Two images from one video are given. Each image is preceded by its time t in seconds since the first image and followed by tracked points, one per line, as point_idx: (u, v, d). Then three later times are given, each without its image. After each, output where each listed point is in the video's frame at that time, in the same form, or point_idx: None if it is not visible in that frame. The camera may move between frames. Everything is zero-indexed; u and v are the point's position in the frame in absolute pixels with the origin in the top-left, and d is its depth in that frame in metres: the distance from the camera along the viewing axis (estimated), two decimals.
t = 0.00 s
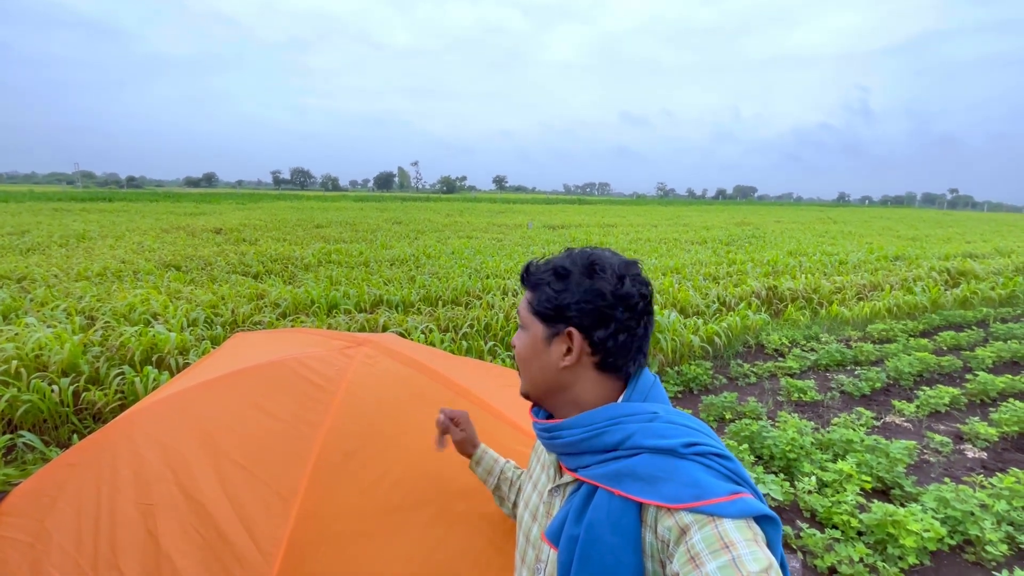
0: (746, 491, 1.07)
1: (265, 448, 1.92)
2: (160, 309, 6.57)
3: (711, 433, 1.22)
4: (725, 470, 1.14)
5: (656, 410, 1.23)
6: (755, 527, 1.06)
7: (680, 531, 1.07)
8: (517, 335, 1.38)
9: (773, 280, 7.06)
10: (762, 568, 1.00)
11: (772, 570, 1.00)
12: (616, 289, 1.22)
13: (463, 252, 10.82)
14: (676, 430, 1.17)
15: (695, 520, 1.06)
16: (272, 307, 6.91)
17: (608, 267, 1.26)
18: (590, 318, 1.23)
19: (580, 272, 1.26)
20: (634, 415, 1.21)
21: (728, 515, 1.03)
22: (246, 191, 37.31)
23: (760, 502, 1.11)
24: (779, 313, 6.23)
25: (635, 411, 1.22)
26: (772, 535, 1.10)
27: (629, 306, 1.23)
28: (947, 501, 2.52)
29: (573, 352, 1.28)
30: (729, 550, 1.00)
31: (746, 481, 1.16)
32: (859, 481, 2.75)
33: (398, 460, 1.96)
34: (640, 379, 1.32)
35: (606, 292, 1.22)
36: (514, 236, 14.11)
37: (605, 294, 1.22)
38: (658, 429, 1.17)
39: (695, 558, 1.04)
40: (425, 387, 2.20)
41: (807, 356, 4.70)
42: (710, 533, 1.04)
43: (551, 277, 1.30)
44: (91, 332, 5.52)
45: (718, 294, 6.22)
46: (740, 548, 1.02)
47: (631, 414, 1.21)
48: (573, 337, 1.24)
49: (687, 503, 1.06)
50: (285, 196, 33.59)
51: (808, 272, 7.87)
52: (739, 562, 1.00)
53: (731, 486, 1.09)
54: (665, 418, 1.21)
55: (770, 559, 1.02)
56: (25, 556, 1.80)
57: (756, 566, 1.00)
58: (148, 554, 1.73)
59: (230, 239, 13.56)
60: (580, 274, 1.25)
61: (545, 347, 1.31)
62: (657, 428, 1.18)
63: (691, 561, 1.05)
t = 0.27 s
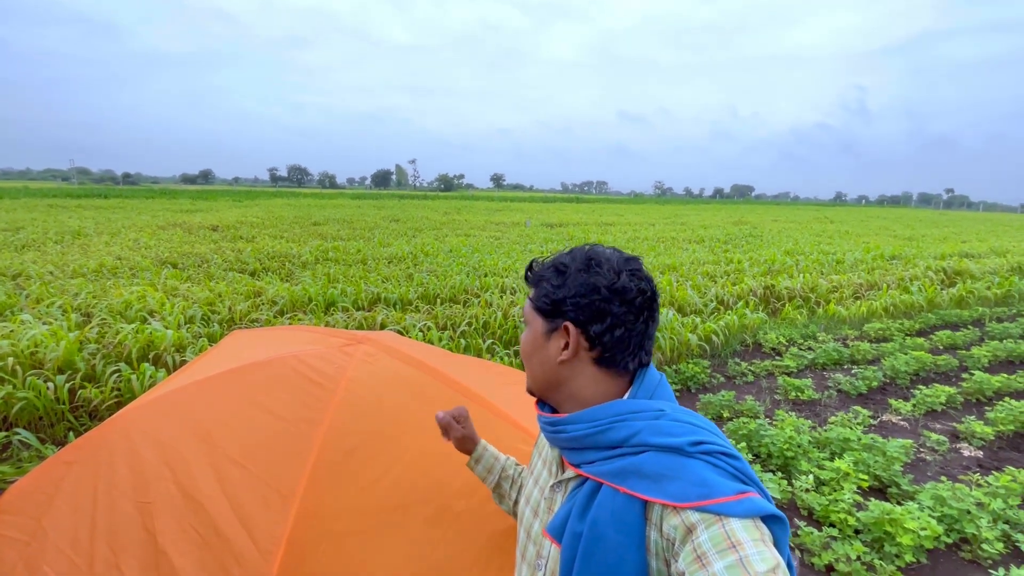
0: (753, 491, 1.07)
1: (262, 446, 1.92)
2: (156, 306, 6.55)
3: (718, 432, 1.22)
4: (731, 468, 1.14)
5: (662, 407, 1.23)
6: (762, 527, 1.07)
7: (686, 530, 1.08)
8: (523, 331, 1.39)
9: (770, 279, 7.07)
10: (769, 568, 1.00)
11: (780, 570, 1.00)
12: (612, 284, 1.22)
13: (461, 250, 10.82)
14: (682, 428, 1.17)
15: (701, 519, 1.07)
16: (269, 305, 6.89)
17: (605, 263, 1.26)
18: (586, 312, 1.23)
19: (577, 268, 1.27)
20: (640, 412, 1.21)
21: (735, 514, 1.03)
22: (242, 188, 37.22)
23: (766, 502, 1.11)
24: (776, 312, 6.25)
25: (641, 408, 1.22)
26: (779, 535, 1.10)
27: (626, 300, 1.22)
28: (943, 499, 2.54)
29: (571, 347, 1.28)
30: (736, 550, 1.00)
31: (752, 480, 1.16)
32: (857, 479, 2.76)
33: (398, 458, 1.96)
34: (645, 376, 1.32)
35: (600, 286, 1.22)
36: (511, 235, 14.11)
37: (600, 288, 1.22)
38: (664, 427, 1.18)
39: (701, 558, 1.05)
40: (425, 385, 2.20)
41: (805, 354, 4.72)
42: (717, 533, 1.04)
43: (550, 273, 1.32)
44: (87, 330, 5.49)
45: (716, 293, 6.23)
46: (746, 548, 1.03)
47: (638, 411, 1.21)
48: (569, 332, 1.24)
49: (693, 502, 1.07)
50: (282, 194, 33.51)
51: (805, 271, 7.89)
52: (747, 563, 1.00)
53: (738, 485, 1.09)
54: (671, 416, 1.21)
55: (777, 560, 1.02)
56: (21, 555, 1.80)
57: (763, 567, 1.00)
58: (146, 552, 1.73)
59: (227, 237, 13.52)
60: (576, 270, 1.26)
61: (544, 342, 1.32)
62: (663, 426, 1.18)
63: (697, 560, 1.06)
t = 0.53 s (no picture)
0: (756, 490, 1.07)
1: (260, 445, 1.91)
2: (153, 304, 6.53)
3: (720, 431, 1.22)
4: (733, 467, 1.14)
5: (664, 407, 1.24)
6: (766, 526, 1.07)
7: (690, 530, 1.08)
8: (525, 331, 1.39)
9: (767, 278, 7.09)
10: (773, 568, 1.00)
11: (783, 569, 1.01)
12: (615, 286, 1.22)
13: (458, 249, 10.82)
14: (685, 428, 1.17)
15: (704, 518, 1.07)
16: (266, 303, 6.88)
17: (608, 264, 1.26)
18: (588, 314, 1.23)
19: (580, 269, 1.26)
20: (642, 411, 1.21)
21: (738, 514, 1.03)
22: (239, 186, 37.11)
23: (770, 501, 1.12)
24: (774, 311, 6.26)
25: (643, 407, 1.22)
26: (782, 534, 1.10)
27: (629, 303, 1.22)
28: (940, 499, 2.55)
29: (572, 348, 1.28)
30: (740, 550, 1.01)
31: (755, 479, 1.17)
32: (854, 479, 2.76)
33: (397, 457, 1.96)
34: (647, 375, 1.32)
35: (602, 289, 1.22)
36: (509, 234, 14.11)
37: (602, 291, 1.22)
38: (667, 426, 1.18)
39: (705, 557, 1.05)
40: (424, 383, 2.20)
41: (802, 354, 4.73)
42: (720, 532, 1.04)
43: (554, 274, 1.31)
44: (83, 328, 5.47)
45: (713, 293, 6.24)
46: (750, 547, 1.03)
47: (640, 410, 1.21)
48: (570, 334, 1.24)
49: (696, 501, 1.07)
50: (279, 192, 33.44)
51: (802, 271, 7.91)
52: (751, 562, 1.01)
53: (741, 484, 1.09)
54: (674, 415, 1.21)
55: (780, 559, 1.03)
56: (18, 554, 1.79)
57: (767, 566, 1.00)
58: (143, 551, 1.73)
59: (224, 235, 13.48)
60: (579, 270, 1.26)
61: (545, 342, 1.32)
62: (666, 425, 1.18)
63: (700, 560, 1.06)
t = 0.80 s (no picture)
0: (758, 483, 1.08)
1: (260, 441, 1.92)
2: (151, 302, 6.52)
3: (722, 425, 1.22)
4: (735, 461, 1.15)
5: (666, 401, 1.24)
6: (767, 519, 1.07)
7: (691, 523, 1.09)
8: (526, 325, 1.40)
9: (766, 278, 7.10)
10: (773, 560, 1.01)
11: (784, 561, 1.02)
12: (617, 281, 1.22)
13: (457, 247, 10.81)
14: (686, 422, 1.17)
15: (705, 512, 1.08)
16: (265, 301, 6.88)
17: (610, 259, 1.26)
18: (591, 309, 1.24)
19: (582, 263, 1.27)
20: (644, 405, 1.22)
21: (740, 507, 1.04)
22: (238, 184, 37.09)
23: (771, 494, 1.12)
24: (773, 311, 6.27)
25: (645, 402, 1.22)
26: (783, 527, 1.11)
27: (631, 298, 1.22)
28: (938, 497, 2.56)
29: (575, 343, 1.28)
30: (741, 542, 1.02)
31: (757, 473, 1.17)
32: (852, 477, 2.77)
33: (398, 453, 1.96)
34: (649, 370, 1.33)
35: (604, 283, 1.23)
36: (508, 232, 14.12)
37: (604, 286, 1.22)
38: (668, 420, 1.18)
39: (706, 550, 1.06)
40: (425, 380, 2.20)
41: (801, 353, 4.74)
42: (721, 525, 1.05)
43: (555, 268, 1.31)
44: (81, 326, 5.46)
45: (712, 292, 6.25)
46: (751, 540, 1.04)
47: (642, 405, 1.22)
48: (572, 329, 1.25)
49: (698, 494, 1.07)
50: (278, 190, 33.40)
51: (801, 270, 7.92)
52: (751, 554, 1.02)
53: (742, 478, 1.10)
54: (675, 409, 1.21)
55: (781, 551, 1.04)
56: (17, 550, 1.79)
57: (768, 559, 1.01)
58: (144, 547, 1.73)
59: (222, 233, 13.47)
60: (580, 266, 1.26)
61: (547, 337, 1.32)
62: (667, 419, 1.18)
63: (701, 553, 1.07)
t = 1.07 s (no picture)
0: (756, 485, 1.07)
1: (258, 441, 1.91)
2: (149, 301, 6.51)
3: (720, 426, 1.22)
4: (733, 463, 1.14)
5: (664, 402, 1.24)
6: (764, 521, 1.07)
7: (688, 525, 1.09)
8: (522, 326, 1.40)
9: (764, 277, 7.11)
10: (771, 562, 1.01)
11: (782, 563, 1.02)
12: (608, 280, 1.22)
13: (456, 247, 10.81)
14: (684, 423, 1.17)
15: (703, 514, 1.08)
16: (263, 300, 6.87)
17: (602, 259, 1.26)
18: (584, 309, 1.23)
19: (574, 264, 1.27)
20: (642, 407, 1.21)
21: (738, 509, 1.03)
22: (236, 183, 37.04)
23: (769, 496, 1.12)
24: (771, 310, 6.27)
25: (643, 403, 1.22)
26: (781, 529, 1.11)
27: (623, 297, 1.21)
28: (936, 496, 2.56)
29: (569, 344, 1.28)
30: (739, 544, 1.02)
31: (755, 474, 1.17)
32: (850, 476, 2.78)
33: (397, 454, 1.96)
34: (646, 371, 1.32)
35: (596, 283, 1.22)
36: (507, 231, 14.11)
37: (595, 286, 1.22)
38: (666, 421, 1.18)
39: (704, 552, 1.05)
40: (423, 380, 2.20)
41: (799, 353, 4.75)
42: (719, 527, 1.05)
43: (548, 269, 1.31)
44: (79, 325, 5.45)
45: (710, 291, 6.25)
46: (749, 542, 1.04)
47: (639, 406, 1.21)
48: (565, 329, 1.25)
49: (696, 496, 1.07)
50: (276, 189, 33.34)
51: (799, 270, 7.92)
52: (749, 556, 1.02)
53: (740, 480, 1.09)
54: (674, 411, 1.21)
55: (779, 553, 1.04)
56: (13, 551, 1.78)
57: (765, 560, 1.01)
58: (140, 548, 1.72)
59: (220, 232, 13.44)
60: (572, 266, 1.26)
61: (542, 338, 1.33)
62: (665, 420, 1.18)
63: (699, 555, 1.06)
